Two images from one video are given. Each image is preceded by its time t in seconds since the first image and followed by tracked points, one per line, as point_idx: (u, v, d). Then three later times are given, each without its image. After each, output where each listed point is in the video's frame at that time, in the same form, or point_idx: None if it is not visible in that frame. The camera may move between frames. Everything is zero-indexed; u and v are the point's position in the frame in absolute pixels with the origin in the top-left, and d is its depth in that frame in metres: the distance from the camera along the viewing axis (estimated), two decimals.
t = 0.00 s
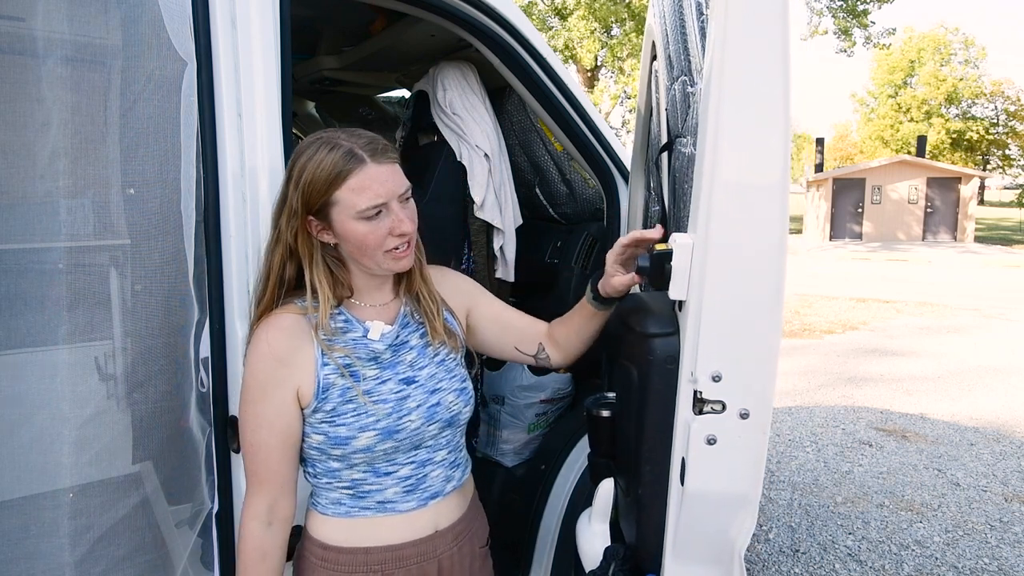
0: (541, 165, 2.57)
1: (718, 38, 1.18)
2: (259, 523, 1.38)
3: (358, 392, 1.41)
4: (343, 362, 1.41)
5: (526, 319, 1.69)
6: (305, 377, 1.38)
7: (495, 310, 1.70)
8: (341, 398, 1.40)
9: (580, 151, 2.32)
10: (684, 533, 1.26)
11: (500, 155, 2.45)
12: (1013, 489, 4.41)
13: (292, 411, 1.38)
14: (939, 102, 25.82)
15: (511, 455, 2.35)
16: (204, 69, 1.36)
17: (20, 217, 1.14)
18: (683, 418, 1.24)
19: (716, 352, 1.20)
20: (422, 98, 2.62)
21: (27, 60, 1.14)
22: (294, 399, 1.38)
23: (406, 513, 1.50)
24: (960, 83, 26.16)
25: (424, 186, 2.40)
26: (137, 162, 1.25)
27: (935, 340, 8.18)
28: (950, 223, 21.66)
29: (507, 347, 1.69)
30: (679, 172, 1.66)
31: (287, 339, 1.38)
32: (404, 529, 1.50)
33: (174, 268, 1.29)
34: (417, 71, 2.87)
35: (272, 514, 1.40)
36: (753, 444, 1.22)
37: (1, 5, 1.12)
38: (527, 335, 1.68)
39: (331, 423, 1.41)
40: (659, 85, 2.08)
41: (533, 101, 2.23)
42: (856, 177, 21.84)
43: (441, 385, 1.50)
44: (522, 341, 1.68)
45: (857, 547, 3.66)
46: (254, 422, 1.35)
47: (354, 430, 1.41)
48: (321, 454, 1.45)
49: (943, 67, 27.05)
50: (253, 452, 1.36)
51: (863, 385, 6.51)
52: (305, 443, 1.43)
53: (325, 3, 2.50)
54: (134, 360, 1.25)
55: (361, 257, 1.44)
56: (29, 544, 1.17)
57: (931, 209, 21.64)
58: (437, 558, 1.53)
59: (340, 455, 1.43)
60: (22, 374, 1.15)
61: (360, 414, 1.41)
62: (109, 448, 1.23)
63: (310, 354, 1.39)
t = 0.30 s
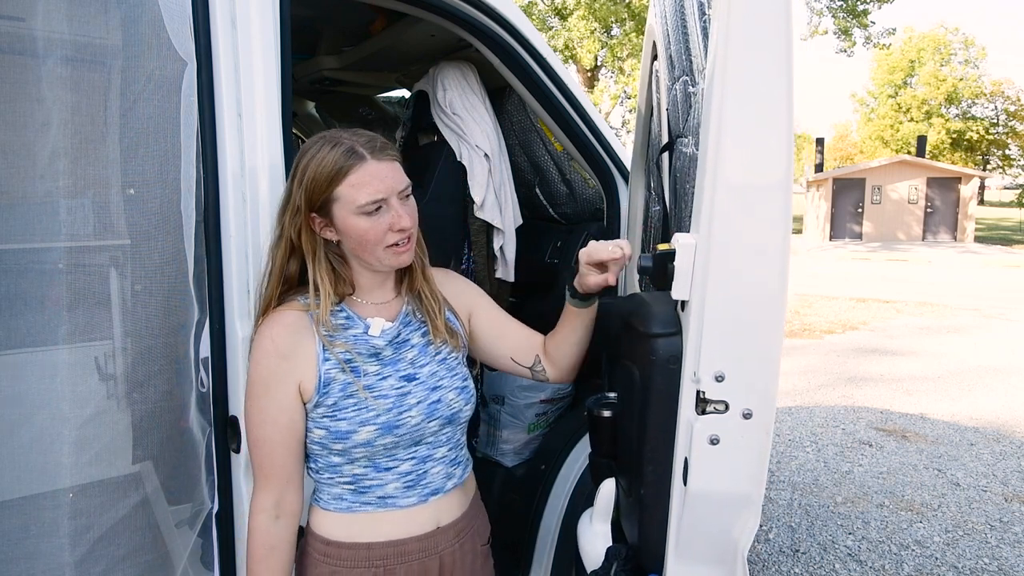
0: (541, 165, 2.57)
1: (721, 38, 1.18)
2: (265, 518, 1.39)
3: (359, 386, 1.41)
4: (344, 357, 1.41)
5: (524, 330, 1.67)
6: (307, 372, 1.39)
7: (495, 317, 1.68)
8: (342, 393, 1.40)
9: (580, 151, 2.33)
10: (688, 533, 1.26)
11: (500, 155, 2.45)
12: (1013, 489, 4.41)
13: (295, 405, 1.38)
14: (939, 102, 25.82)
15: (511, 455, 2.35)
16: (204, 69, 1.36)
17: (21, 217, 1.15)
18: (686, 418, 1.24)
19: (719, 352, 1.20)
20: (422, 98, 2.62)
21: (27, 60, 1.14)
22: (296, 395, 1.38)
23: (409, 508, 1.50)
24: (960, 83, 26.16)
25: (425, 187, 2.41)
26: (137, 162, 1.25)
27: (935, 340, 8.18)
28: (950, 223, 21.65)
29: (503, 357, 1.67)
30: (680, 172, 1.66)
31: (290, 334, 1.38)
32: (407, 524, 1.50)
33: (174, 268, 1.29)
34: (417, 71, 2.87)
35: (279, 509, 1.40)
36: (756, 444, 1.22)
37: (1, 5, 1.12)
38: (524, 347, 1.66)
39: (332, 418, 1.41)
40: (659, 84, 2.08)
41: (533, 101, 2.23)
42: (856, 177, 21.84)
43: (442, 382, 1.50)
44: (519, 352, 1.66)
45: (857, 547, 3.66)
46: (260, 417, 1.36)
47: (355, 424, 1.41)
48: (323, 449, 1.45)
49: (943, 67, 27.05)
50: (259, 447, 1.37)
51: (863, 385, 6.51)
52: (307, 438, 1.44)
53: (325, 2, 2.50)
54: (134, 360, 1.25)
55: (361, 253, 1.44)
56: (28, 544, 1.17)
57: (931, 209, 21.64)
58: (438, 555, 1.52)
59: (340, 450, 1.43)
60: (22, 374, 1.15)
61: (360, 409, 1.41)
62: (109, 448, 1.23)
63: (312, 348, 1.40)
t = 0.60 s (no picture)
0: (541, 165, 2.57)
1: (721, 37, 1.18)
2: (264, 507, 1.39)
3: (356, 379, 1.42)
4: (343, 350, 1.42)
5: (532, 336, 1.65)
6: (305, 364, 1.40)
7: (501, 320, 1.67)
8: (338, 386, 1.41)
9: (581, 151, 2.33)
10: (688, 533, 1.26)
11: (500, 155, 2.45)
12: (1013, 489, 4.41)
13: (293, 395, 1.39)
14: (939, 102, 25.81)
15: (511, 455, 2.35)
16: (205, 70, 1.35)
17: (21, 217, 1.15)
18: (687, 418, 1.24)
19: (720, 352, 1.20)
20: (422, 98, 2.62)
21: (27, 60, 1.14)
22: (294, 386, 1.39)
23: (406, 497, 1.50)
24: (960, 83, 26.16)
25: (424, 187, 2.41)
26: (137, 162, 1.24)
27: (935, 341, 8.18)
28: (950, 223, 21.65)
29: (505, 361, 1.65)
30: (680, 172, 1.66)
31: (291, 327, 1.40)
32: (400, 521, 1.49)
33: (174, 268, 1.29)
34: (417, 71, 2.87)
35: (279, 499, 1.41)
36: (757, 444, 1.22)
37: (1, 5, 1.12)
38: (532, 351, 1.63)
39: (329, 411, 1.42)
40: (659, 84, 2.08)
41: (533, 101, 2.23)
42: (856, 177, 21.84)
43: (440, 380, 1.49)
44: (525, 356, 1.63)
45: (857, 547, 3.66)
46: (260, 405, 1.36)
47: (350, 418, 1.42)
48: (320, 441, 1.45)
49: (943, 67, 27.05)
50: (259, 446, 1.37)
51: (863, 385, 6.51)
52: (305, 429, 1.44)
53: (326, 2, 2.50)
54: (134, 360, 1.24)
55: (358, 249, 1.45)
56: (28, 544, 1.17)
57: (931, 209, 21.64)
58: (434, 552, 1.51)
59: (336, 443, 1.44)
60: (23, 374, 1.15)
61: (356, 402, 1.41)
62: (109, 448, 1.23)
63: (312, 338, 1.41)
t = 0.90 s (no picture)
0: (542, 165, 2.57)
1: (722, 39, 1.18)
2: (259, 472, 1.38)
3: (354, 368, 1.41)
4: (344, 338, 1.42)
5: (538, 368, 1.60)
6: (307, 345, 1.40)
7: (511, 344, 1.62)
8: (335, 372, 1.41)
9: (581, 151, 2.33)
10: (689, 533, 1.26)
11: (500, 155, 2.44)
12: (1013, 489, 4.41)
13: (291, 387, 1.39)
14: (939, 102, 25.81)
15: (511, 456, 2.33)
16: (205, 70, 1.34)
17: (21, 217, 1.15)
18: (688, 417, 1.24)
19: (721, 352, 1.20)
20: (422, 98, 2.62)
21: (27, 60, 1.14)
22: (295, 363, 1.39)
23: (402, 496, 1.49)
24: (960, 83, 26.16)
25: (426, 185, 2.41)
26: (137, 162, 1.24)
27: (935, 341, 8.18)
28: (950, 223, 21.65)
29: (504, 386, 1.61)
30: (680, 172, 1.66)
31: (301, 309, 1.40)
32: (386, 516, 1.47)
33: (174, 268, 1.28)
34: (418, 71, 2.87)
35: (274, 465, 1.40)
36: (758, 443, 1.22)
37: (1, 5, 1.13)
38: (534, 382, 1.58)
39: (323, 395, 1.41)
40: (659, 84, 2.08)
41: (533, 101, 2.23)
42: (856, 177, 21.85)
43: (439, 384, 1.46)
44: (525, 386, 1.58)
45: (857, 547, 3.66)
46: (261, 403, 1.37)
47: (341, 405, 1.40)
48: (315, 423, 1.45)
49: (943, 67, 27.05)
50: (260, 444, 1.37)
51: (863, 385, 6.51)
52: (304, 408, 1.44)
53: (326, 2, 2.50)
54: (134, 360, 1.24)
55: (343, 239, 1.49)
56: (28, 544, 1.18)
57: (931, 209, 21.63)
58: (418, 547, 1.48)
59: (327, 427, 1.43)
60: (22, 374, 1.15)
61: (349, 391, 1.40)
62: (109, 448, 1.23)
63: (319, 320, 1.41)
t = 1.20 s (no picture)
0: (542, 165, 2.57)
1: (723, 39, 1.18)
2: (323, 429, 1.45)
3: (378, 356, 1.44)
4: (373, 327, 1.46)
5: (559, 392, 1.45)
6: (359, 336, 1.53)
7: (541, 363, 1.45)
8: (362, 358, 1.46)
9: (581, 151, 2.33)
10: (688, 533, 1.26)
11: (501, 155, 2.43)
12: (1013, 489, 4.41)
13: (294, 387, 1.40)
14: (939, 102, 25.82)
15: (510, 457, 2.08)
16: (204, 70, 1.32)
17: (21, 217, 1.15)
18: (688, 417, 1.24)
19: (721, 352, 1.20)
20: (422, 98, 2.62)
21: (26, 60, 1.15)
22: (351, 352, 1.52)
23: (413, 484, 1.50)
24: (960, 83, 26.16)
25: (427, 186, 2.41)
26: (138, 162, 1.24)
27: (935, 341, 8.18)
28: (950, 223, 21.65)
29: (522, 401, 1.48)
30: (681, 172, 1.66)
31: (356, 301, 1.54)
32: (398, 501, 1.45)
33: (174, 268, 1.28)
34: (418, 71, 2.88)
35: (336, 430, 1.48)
36: (758, 444, 1.22)
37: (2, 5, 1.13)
38: (551, 407, 1.43)
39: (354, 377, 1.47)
40: (659, 84, 2.08)
41: (534, 102, 2.23)
42: (856, 177, 21.85)
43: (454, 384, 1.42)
44: (540, 408, 1.44)
45: (857, 547, 3.66)
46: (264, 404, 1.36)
47: (362, 389, 1.45)
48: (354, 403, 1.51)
49: (944, 67, 27.05)
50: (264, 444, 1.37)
51: (863, 385, 6.51)
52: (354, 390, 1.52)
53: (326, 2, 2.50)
54: (134, 360, 1.24)
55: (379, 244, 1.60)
56: (28, 543, 1.18)
57: (931, 209, 21.64)
58: (425, 538, 1.43)
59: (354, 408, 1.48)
60: (22, 374, 1.15)
61: (370, 377, 1.44)
62: (109, 447, 1.23)
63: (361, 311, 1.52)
